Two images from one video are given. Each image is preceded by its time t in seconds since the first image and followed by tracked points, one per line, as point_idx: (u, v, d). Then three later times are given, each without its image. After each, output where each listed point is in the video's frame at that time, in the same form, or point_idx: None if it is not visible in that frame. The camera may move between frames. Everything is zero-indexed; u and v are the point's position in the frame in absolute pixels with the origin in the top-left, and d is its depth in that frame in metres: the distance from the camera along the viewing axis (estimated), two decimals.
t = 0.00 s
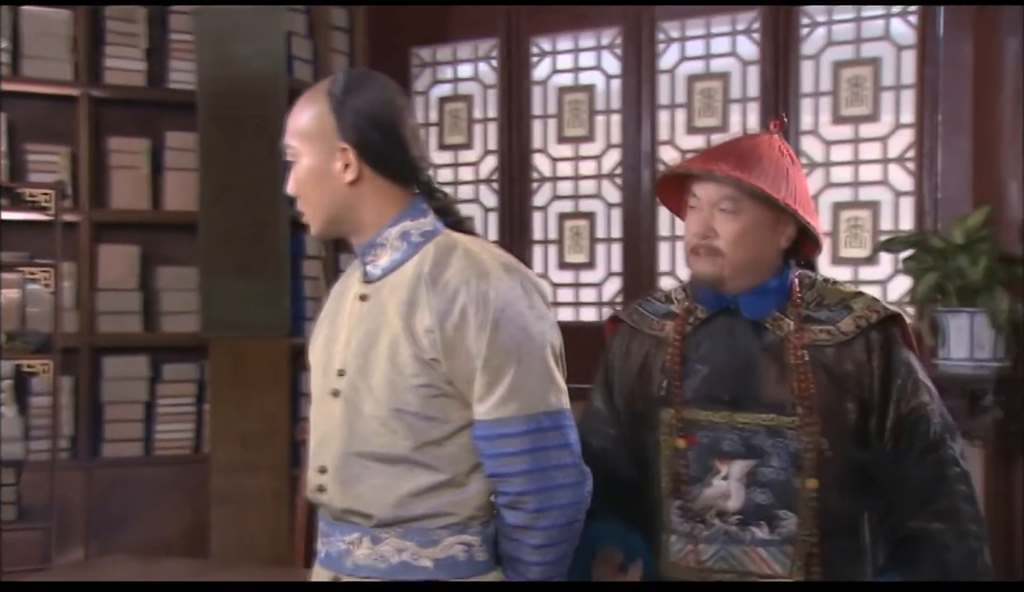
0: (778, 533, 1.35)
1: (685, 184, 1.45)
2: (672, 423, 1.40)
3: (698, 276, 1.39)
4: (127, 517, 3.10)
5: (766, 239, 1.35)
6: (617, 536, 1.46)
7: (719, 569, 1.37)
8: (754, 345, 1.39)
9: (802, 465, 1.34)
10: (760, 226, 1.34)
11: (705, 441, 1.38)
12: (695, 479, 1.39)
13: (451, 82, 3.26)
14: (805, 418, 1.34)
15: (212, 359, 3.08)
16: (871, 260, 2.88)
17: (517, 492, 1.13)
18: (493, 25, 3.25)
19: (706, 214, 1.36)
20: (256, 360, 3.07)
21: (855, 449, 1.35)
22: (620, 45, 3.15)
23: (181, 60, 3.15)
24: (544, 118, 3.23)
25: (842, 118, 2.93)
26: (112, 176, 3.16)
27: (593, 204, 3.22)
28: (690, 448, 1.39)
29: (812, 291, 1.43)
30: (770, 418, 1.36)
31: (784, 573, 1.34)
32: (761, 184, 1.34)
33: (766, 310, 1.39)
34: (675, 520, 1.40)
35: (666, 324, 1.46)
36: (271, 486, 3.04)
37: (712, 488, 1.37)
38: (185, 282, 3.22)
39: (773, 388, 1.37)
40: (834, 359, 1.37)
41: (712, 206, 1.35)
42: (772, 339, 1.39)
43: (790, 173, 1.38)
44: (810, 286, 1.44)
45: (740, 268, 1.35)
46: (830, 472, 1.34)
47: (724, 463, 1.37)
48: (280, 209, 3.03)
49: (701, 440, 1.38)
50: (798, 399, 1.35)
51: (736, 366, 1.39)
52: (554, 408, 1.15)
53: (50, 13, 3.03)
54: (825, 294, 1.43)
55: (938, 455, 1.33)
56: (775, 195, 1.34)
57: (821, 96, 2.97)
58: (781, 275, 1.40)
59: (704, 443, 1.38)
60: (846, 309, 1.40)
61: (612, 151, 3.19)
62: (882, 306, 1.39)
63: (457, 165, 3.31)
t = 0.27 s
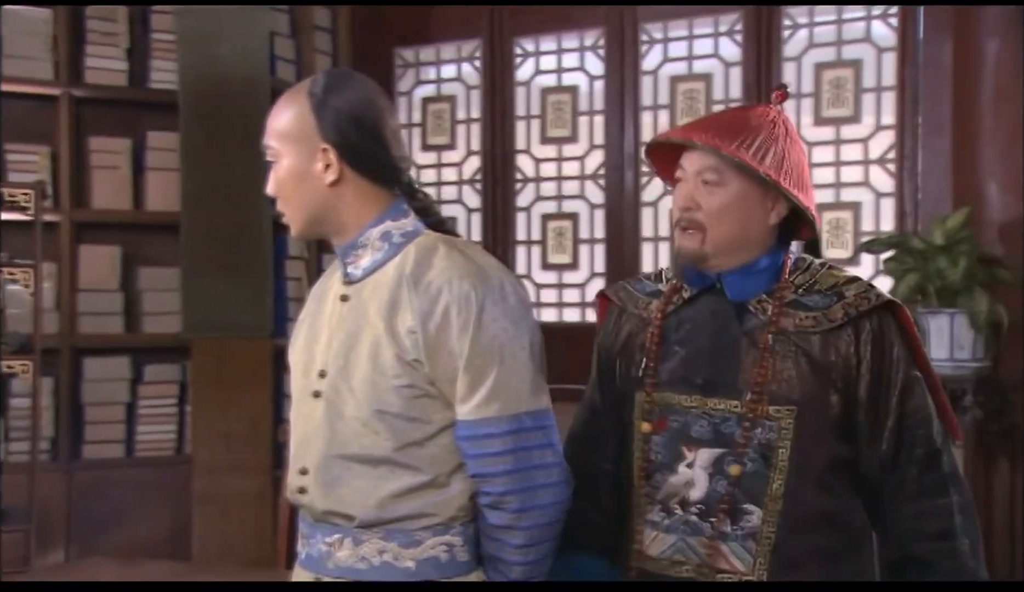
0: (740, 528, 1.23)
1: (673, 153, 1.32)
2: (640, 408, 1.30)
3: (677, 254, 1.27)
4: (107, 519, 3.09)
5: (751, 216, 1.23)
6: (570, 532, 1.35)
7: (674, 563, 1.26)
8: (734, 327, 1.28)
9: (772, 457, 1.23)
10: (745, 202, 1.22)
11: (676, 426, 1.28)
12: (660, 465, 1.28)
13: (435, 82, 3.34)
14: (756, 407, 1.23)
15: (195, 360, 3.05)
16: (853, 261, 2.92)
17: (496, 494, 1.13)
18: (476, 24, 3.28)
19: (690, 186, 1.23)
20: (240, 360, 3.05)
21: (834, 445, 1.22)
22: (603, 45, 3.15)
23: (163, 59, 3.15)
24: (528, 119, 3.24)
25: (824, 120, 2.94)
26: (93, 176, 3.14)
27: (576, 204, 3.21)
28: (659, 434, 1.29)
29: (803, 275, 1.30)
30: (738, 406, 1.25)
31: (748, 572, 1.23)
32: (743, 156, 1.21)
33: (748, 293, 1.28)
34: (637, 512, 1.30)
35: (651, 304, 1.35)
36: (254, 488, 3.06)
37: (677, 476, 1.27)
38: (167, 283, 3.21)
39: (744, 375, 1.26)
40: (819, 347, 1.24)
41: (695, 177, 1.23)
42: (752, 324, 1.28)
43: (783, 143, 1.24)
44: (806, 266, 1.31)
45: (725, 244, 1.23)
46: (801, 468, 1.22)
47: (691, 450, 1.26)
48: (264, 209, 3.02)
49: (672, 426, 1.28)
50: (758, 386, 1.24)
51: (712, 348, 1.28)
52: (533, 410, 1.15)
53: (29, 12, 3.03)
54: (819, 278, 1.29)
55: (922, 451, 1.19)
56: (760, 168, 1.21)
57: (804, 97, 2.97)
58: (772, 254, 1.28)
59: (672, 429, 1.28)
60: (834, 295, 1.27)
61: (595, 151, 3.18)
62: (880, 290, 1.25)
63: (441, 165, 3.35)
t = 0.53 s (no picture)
0: (730, 529, 1.18)
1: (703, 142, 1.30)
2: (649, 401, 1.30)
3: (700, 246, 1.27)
4: (86, 525, 3.07)
5: (773, 205, 1.19)
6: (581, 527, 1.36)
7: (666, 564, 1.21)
8: (751, 323, 1.25)
9: (770, 459, 1.17)
10: (764, 191, 1.19)
11: (680, 423, 1.25)
12: (663, 463, 1.25)
13: (416, 86, 3.34)
14: (755, 405, 1.19)
15: (174, 364, 3.04)
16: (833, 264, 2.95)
17: (481, 493, 1.12)
18: (457, 26, 3.27)
19: (713, 175, 1.21)
20: (220, 364, 3.04)
21: (843, 451, 1.14)
22: (584, 50, 3.16)
23: (143, 62, 3.13)
24: (509, 123, 3.24)
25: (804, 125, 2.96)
26: (71, 179, 3.12)
27: (557, 208, 3.22)
28: (666, 431, 1.26)
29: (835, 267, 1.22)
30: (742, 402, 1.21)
31: (732, 575, 1.17)
32: (760, 144, 1.18)
33: (767, 288, 1.25)
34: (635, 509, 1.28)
35: (679, 298, 1.35)
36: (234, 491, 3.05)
37: (675, 474, 1.23)
38: (147, 287, 3.20)
39: (751, 373, 1.22)
40: (831, 346, 1.17)
41: (717, 165, 1.21)
42: (767, 321, 1.24)
43: (806, 130, 1.21)
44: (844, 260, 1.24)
45: (742, 236, 1.21)
46: (801, 472, 1.15)
47: (691, 447, 1.23)
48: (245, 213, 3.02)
49: (677, 423, 1.25)
50: (760, 384, 1.20)
51: (723, 344, 1.26)
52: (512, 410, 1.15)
53: (7, 13, 3.02)
54: (853, 272, 1.21)
55: (931, 464, 1.09)
56: (776, 155, 1.18)
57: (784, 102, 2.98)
58: (800, 247, 1.23)
59: (677, 425, 1.25)
60: (859, 293, 1.18)
61: (576, 156, 3.19)
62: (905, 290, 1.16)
63: (421, 169, 3.34)
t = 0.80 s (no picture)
0: (763, 536, 1.34)
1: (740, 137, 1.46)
2: (687, 406, 1.48)
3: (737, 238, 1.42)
4: (69, 527, 3.05)
5: (804, 199, 1.34)
6: (646, 540, 1.52)
7: (707, 567, 1.39)
8: (780, 326, 1.42)
9: (803, 464, 1.31)
10: (795, 181, 1.33)
11: (712, 428, 1.42)
12: (700, 469, 1.43)
13: (401, 89, 3.32)
14: (790, 411, 1.33)
15: (159, 368, 3.06)
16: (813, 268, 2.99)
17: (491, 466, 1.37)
18: (444, 29, 3.24)
19: (745, 168, 1.37)
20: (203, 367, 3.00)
21: (880, 453, 1.28)
22: (569, 53, 3.17)
23: (126, 64, 3.13)
24: (494, 125, 3.25)
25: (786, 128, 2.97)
26: (54, 181, 3.10)
27: (542, 211, 3.23)
28: (703, 436, 1.44)
29: (867, 268, 1.36)
30: (771, 408, 1.36)
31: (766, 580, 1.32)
32: (787, 137, 1.33)
33: (801, 286, 1.41)
34: (681, 516, 1.45)
35: (719, 296, 1.53)
36: (216, 496, 2.93)
37: (710, 480, 1.40)
38: (131, 289, 3.20)
39: (784, 377, 1.36)
40: (861, 346, 1.30)
41: (749, 158, 1.37)
42: (798, 321, 1.39)
43: (835, 120, 1.36)
44: (874, 259, 1.37)
45: (770, 227, 1.36)
46: (835, 478, 1.28)
47: (723, 453, 1.40)
48: (229, 216, 3.01)
49: (711, 427, 1.43)
50: (794, 388, 1.33)
51: (752, 353, 1.43)
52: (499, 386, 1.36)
53: None
54: (884, 272, 1.35)
55: (965, 463, 1.22)
56: (803, 146, 1.32)
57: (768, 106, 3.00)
58: (834, 242, 1.39)
59: (713, 427, 1.42)
60: (891, 288, 1.32)
61: (561, 159, 3.20)
62: (939, 283, 1.28)
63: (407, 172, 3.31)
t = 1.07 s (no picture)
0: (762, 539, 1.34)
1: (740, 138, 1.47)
2: (687, 408, 1.48)
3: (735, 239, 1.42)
4: (56, 529, 3.03)
5: (801, 198, 1.35)
6: (647, 547, 1.53)
7: (705, 569, 1.40)
8: (779, 326, 1.42)
9: (803, 465, 1.32)
10: (791, 180, 1.34)
11: (712, 428, 1.43)
12: (700, 470, 1.44)
13: (390, 89, 3.35)
14: (792, 412, 1.33)
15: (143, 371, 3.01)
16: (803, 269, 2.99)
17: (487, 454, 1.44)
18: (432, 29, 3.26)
19: (743, 169, 1.38)
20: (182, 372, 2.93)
21: (880, 452, 1.28)
22: (558, 54, 3.17)
23: (114, 63, 3.12)
24: (483, 125, 3.25)
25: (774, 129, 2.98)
26: (40, 181, 3.09)
27: (531, 212, 3.23)
28: (702, 437, 1.44)
29: (865, 268, 1.37)
30: (772, 408, 1.36)
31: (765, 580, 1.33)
32: (783, 136, 1.34)
33: (799, 286, 1.41)
34: (682, 519, 1.46)
35: (720, 295, 1.53)
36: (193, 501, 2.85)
37: (709, 481, 1.41)
38: (119, 290, 3.18)
39: (785, 377, 1.37)
40: (861, 345, 1.31)
41: (745, 158, 1.38)
42: (797, 320, 1.40)
43: (833, 119, 1.36)
44: (873, 259, 1.38)
45: (768, 227, 1.37)
46: (835, 478, 1.29)
47: (721, 454, 1.40)
48: (218, 215, 3.00)
49: (710, 428, 1.43)
50: (795, 388, 1.34)
51: (752, 354, 1.43)
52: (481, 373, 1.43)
53: None
54: (883, 271, 1.35)
55: (970, 466, 1.22)
56: (799, 146, 1.33)
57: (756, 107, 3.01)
58: (834, 242, 1.40)
59: (712, 428, 1.43)
60: (890, 288, 1.32)
61: (550, 159, 3.20)
62: (939, 282, 1.28)
63: (395, 172, 3.34)
